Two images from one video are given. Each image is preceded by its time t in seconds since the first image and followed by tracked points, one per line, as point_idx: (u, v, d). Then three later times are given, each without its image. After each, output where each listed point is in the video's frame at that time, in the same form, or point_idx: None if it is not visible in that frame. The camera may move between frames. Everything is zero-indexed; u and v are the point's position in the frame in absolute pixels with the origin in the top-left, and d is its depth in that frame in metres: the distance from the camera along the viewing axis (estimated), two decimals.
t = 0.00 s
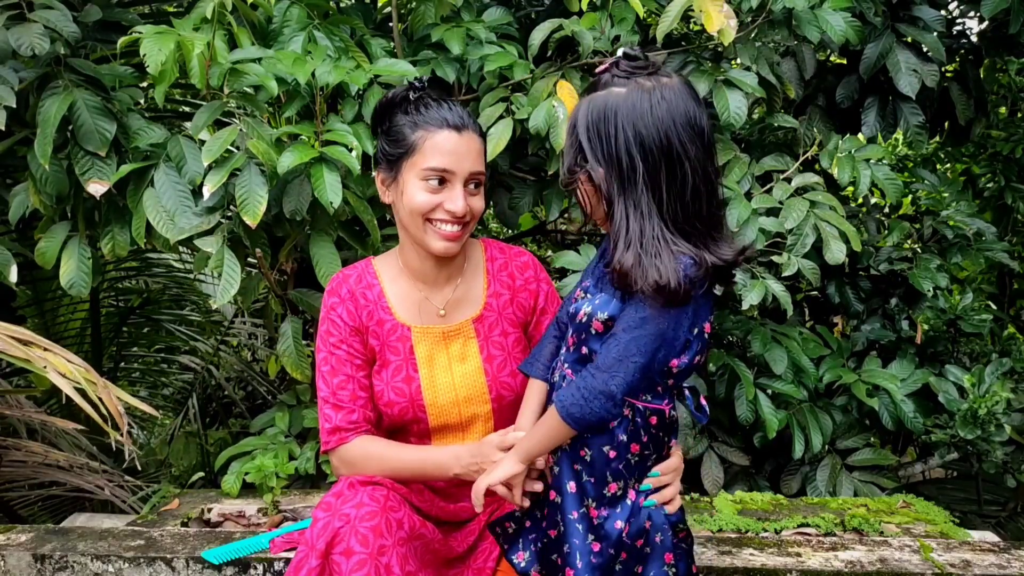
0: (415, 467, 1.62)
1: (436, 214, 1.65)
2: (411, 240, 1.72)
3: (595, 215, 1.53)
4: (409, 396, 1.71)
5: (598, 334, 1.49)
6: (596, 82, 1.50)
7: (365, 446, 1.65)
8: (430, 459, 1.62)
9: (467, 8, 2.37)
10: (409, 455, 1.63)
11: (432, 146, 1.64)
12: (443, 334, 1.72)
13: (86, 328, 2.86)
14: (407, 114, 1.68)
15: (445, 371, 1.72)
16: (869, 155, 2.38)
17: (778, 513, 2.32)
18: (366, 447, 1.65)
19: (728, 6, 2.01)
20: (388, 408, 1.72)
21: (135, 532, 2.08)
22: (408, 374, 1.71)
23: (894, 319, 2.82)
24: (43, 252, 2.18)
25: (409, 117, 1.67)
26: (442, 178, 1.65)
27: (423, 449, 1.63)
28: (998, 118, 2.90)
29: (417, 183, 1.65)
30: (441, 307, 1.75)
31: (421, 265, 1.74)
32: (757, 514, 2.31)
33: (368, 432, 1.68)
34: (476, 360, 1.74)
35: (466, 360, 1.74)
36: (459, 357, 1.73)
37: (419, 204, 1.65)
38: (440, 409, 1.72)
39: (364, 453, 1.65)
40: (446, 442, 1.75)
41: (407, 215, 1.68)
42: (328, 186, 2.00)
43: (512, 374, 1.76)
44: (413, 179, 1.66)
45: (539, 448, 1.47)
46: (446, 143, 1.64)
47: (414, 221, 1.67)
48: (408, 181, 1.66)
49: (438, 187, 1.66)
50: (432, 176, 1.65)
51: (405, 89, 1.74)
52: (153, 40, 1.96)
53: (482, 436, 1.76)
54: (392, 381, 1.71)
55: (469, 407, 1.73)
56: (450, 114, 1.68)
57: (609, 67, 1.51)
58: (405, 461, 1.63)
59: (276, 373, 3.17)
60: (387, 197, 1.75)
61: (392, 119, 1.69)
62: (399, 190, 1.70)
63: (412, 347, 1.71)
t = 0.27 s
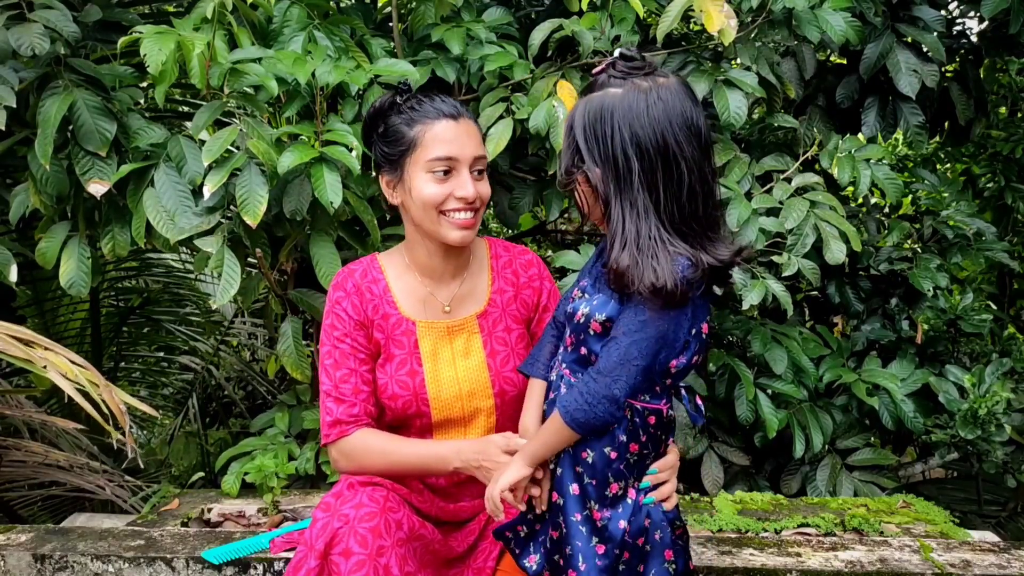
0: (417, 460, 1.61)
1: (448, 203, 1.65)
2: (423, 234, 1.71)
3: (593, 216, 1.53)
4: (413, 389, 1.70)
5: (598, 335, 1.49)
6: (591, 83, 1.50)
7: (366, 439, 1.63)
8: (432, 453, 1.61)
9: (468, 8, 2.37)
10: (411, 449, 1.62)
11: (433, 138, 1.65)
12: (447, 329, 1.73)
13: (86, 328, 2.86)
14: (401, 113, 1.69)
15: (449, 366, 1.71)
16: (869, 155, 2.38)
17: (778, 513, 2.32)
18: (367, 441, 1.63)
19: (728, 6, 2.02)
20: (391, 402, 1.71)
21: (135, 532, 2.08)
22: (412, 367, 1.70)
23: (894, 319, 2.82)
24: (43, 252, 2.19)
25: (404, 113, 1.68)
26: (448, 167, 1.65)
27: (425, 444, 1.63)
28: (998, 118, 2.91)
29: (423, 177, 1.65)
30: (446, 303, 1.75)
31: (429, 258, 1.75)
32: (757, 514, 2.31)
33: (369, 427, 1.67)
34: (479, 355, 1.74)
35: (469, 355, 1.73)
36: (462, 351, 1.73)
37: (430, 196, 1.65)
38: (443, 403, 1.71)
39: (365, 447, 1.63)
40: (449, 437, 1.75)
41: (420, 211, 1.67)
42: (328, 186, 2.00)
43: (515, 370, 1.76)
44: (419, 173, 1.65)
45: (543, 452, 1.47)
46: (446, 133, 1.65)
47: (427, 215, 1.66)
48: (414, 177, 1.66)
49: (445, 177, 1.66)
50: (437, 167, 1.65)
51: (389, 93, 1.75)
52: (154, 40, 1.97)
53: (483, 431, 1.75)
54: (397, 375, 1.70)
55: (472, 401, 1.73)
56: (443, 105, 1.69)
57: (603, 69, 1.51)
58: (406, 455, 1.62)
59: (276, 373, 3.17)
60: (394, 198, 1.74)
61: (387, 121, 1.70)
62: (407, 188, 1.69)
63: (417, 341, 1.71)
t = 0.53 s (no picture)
0: (409, 459, 1.59)
1: (463, 207, 1.64)
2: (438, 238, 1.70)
3: (592, 218, 1.53)
4: (417, 379, 1.69)
5: (598, 333, 1.49)
6: (586, 84, 1.50)
7: (362, 432, 1.62)
8: (424, 454, 1.59)
9: (468, 7, 2.38)
10: (407, 447, 1.60)
11: (442, 143, 1.63)
12: (452, 321, 1.72)
13: (86, 328, 2.86)
14: (404, 121, 1.67)
15: (453, 359, 1.71)
16: (869, 155, 2.38)
17: (778, 513, 2.33)
18: (364, 434, 1.62)
19: (728, 6, 2.02)
20: (395, 392, 1.70)
21: (135, 532, 2.08)
22: (417, 358, 1.70)
23: (894, 319, 2.82)
24: (43, 252, 2.19)
25: (405, 120, 1.67)
26: (459, 171, 1.64)
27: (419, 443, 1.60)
28: (998, 118, 2.91)
29: (436, 184, 1.64)
30: (452, 297, 1.75)
31: (440, 255, 1.74)
32: (757, 514, 2.31)
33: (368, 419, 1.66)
34: (484, 348, 1.73)
35: (474, 348, 1.73)
36: (467, 345, 1.73)
37: (445, 203, 1.63)
38: (448, 395, 1.70)
39: (362, 440, 1.62)
40: (452, 429, 1.74)
41: (436, 219, 1.66)
42: (328, 186, 2.00)
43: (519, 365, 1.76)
44: (432, 181, 1.64)
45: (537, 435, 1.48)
46: (453, 136, 1.64)
47: (443, 222, 1.65)
48: (426, 185, 1.65)
49: (458, 181, 1.64)
50: (449, 172, 1.64)
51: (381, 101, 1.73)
52: (154, 40, 1.97)
53: (486, 425, 1.75)
54: (401, 365, 1.70)
55: (475, 394, 1.72)
56: (443, 108, 1.68)
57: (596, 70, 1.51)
58: (402, 451, 1.60)
59: (276, 373, 3.17)
60: (406, 207, 1.73)
61: (389, 131, 1.69)
62: (418, 197, 1.68)
63: (422, 333, 1.71)
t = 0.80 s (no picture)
0: (413, 475, 1.57)
1: (481, 228, 1.60)
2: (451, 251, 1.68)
3: (593, 217, 1.52)
4: (422, 378, 1.69)
5: (602, 334, 1.48)
6: (587, 82, 1.50)
7: (367, 439, 1.62)
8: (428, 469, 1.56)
9: (468, 8, 2.38)
10: (412, 460, 1.58)
11: (457, 167, 1.57)
12: (457, 320, 1.72)
13: (86, 328, 2.86)
14: (412, 140, 1.60)
15: (458, 357, 1.71)
16: (870, 155, 2.38)
17: (778, 513, 2.33)
18: (369, 439, 1.62)
19: (728, 6, 2.02)
20: (400, 390, 1.70)
21: (134, 533, 2.08)
22: (422, 357, 1.70)
23: (894, 320, 2.82)
24: (43, 252, 2.19)
25: (415, 141, 1.59)
26: (474, 192, 1.59)
27: (424, 459, 1.57)
28: (998, 118, 2.91)
29: (451, 208, 1.59)
30: (456, 297, 1.74)
31: (445, 258, 1.73)
32: (757, 514, 2.31)
33: (373, 423, 1.66)
34: (488, 347, 1.73)
35: (478, 347, 1.73)
36: (471, 344, 1.73)
37: (462, 226, 1.59)
38: (453, 393, 1.70)
39: (367, 447, 1.61)
40: (457, 427, 1.74)
41: (452, 239, 1.62)
42: (328, 186, 2.00)
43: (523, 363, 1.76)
44: (448, 206, 1.59)
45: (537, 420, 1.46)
46: (467, 159, 1.58)
47: (458, 241, 1.62)
48: (442, 209, 1.60)
49: (472, 203, 1.60)
50: (465, 195, 1.59)
51: (383, 113, 1.65)
52: (154, 40, 1.97)
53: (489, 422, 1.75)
54: (406, 364, 1.70)
55: (480, 392, 1.72)
56: (452, 125, 1.60)
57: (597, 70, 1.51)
58: (408, 465, 1.58)
59: (276, 373, 3.17)
60: (417, 223, 1.68)
61: (397, 150, 1.61)
62: (434, 218, 1.63)
63: (427, 332, 1.71)
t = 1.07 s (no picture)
0: (417, 480, 1.59)
1: (480, 243, 1.61)
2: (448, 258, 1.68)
3: (600, 214, 1.51)
4: (421, 380, 1.69)
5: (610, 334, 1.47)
6: (596, 79, 1.49)
7: (369, 442, 1.63)
8: (432, 474, 1.58)
9: (468, 8, 2.38)
10: (415, 465, 1.60)
11: (465, 183, 1.56)
12: (455, 322, 1.72)
13: (86, 327, 2.86)
14: (424, 145, 1.56)
15: (457, 359, 1.70)
16: (870, 155, 2.38)
17: (778, 513, 2.33)
18: (371, 442, 1.62)
19: (728, 6, 2.02)
20: (399, 393, 1.70)
21: (135, 532, 2.08)
22: (421, 359, 1.69)
23: (894, 320, 2.82)
24: (43, 252, 2.18)
25: (430, 149, 1.56)
26: (479, 209, 1.58)
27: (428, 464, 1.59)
28: (998, 118, 2.91)
29: (453, 220, 1.58)
30: (455, 299, 1.74)
31: (443, 260, 1.73)
32: (757, 514, 2.31)
33: (373, 425, 1.66)
34: (487, 349, 1.73)
35: (477, 349, 1.73)
36: (470, 346, 1.73)
37: (462, 239, 1.59)
38: (452, 395, 1.70)
39: (369, 449, 1.62)
40: (456, 430, 1.73)
41: (450, 249, 1.62)
42: (328, 186, 1.99)
43: (523, 365, 1.75)
44: (451, 217, 1.58)
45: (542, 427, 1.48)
46: (477, 176, 1.56)
47: (456, 251, 1.63)
48: (444, 219, 1.59)
49: (476, 217, 1.59)
50: (469, 210, 1.58)
51: (399, 111, 1.61)
52: (154, 40, 1.97)
53: (489, 424, 1.74)
54: (405, 366, 1.69)
55: (479, 394, 1.71)
56: (468, 138, 1.57)
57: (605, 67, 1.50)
58: (411, 472, 1.59)
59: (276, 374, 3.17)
60: (416, 223, 1.66)
61: (408, 152, 1.57)
62: (434, 224, 1.61)
63: (426, 334, 1.71)
